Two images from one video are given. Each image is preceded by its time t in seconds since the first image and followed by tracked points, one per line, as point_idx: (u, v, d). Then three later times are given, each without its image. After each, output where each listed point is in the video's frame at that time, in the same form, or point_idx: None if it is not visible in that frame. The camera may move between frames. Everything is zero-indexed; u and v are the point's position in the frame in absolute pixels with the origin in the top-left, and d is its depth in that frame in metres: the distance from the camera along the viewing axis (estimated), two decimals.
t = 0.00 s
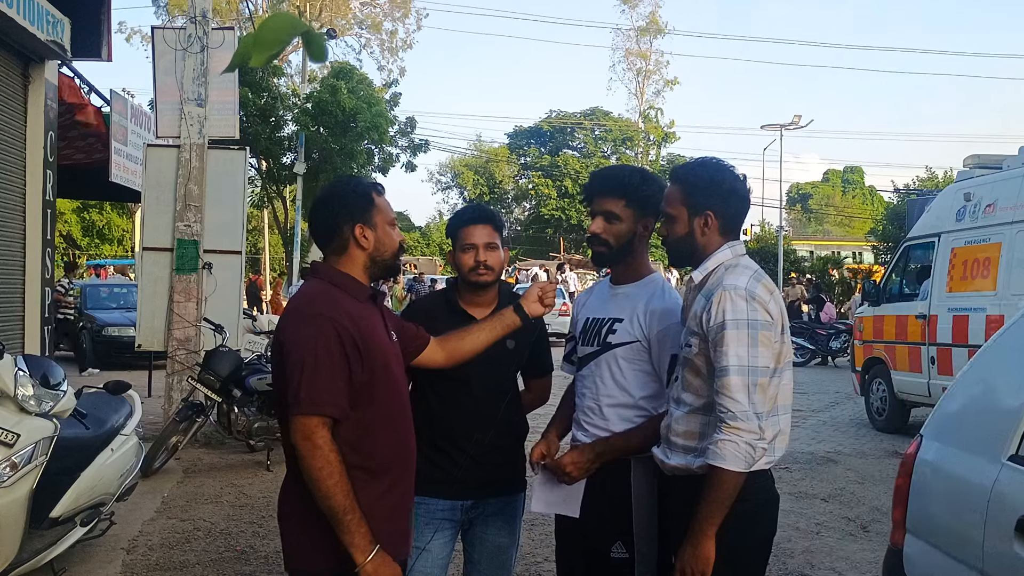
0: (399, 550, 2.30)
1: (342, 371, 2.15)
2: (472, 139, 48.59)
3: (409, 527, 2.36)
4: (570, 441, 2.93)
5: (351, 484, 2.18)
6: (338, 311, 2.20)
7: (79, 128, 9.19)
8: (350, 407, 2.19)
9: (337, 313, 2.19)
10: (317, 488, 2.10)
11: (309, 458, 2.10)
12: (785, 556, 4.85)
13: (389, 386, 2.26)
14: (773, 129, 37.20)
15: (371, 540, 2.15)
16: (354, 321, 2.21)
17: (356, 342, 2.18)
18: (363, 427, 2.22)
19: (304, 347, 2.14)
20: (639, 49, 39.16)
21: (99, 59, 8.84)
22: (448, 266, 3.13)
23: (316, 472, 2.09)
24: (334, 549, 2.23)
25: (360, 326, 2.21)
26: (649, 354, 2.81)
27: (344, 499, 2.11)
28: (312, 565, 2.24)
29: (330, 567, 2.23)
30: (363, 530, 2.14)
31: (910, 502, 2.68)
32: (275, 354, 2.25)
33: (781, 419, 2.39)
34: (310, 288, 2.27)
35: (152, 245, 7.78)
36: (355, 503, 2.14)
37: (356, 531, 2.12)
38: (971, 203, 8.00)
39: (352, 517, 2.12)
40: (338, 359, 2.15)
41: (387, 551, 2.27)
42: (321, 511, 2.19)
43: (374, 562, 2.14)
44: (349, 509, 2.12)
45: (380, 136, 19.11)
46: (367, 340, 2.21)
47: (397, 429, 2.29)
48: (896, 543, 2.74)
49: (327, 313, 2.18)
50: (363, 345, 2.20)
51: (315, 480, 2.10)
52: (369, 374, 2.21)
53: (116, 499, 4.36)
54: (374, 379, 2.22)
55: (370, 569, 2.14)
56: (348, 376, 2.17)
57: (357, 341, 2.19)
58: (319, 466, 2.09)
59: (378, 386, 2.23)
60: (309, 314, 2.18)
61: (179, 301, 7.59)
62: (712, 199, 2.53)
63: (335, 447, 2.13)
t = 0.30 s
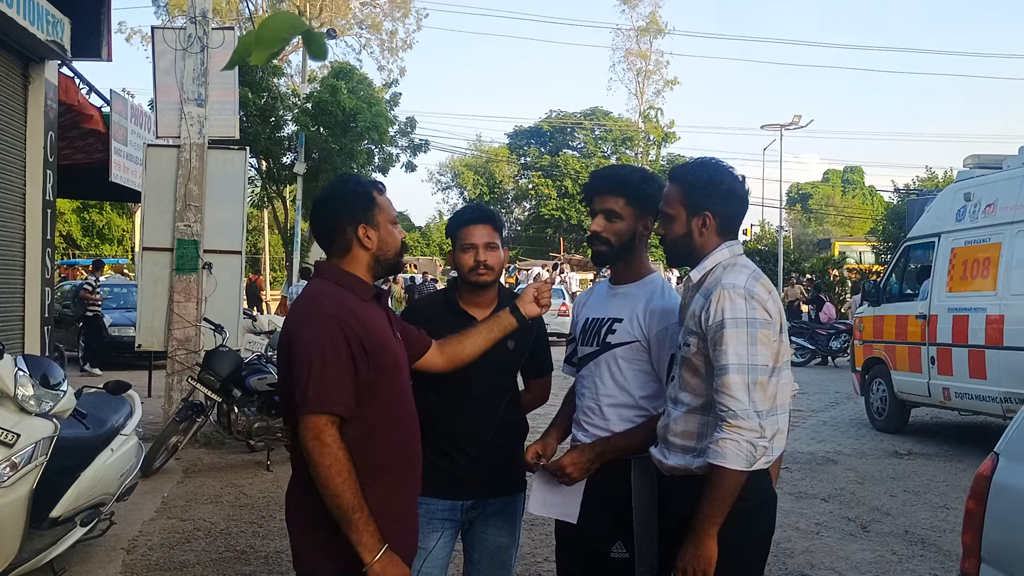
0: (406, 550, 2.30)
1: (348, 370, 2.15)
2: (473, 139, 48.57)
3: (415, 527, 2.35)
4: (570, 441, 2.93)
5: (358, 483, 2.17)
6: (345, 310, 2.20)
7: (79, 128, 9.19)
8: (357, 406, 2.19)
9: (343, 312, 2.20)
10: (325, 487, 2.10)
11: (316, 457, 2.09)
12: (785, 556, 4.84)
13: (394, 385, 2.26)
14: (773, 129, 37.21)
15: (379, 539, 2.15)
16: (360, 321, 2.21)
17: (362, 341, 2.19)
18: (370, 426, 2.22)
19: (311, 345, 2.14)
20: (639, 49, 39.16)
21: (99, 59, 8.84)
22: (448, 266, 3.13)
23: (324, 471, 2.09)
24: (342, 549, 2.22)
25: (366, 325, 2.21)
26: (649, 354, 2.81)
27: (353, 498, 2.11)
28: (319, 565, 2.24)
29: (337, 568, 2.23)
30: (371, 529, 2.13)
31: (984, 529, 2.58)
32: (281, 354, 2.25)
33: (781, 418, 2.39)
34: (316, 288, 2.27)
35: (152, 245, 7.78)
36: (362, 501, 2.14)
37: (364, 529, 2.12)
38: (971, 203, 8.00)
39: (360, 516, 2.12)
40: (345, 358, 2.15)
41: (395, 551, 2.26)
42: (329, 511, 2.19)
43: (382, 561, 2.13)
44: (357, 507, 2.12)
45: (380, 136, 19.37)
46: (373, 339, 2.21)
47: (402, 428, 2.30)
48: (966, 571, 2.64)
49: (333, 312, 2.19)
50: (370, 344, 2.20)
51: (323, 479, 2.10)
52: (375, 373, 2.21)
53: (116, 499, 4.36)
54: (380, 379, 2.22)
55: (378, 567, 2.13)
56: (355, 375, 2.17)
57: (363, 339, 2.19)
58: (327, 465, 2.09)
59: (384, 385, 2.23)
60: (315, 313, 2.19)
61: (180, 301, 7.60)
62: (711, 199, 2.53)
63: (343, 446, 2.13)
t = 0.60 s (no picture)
0: (409, 547, 2.29)
1: (353, 369, 2.15)
2: (473, 139, 48.56)
3: (420, 525, 2.35)
4: (569, 441, 2.92)
5: (361, 480, 2.18)
6: (350, 310, 2.20)
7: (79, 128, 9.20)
8: (361, 405, 2.19)
9: (348, 312, 2.19)
10: (327, 484, 2.10)
11: (319, 455, 2.10)
12: (785, 556, 4.84)
13: (398, 385, 2.25)
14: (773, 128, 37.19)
15: (380, 536, 2.15)
16: (365, 320, 2.20)
17: (366, 341, 2.18)
18: (374, 424, 2.22)
19: (315, 344, 2.14)
20: (639, 49, 39.16)
21: (99, 59, 8.84)
22: (448, 266, 3.13)
23: (327, 468, 2.09)
24: (345, 545, 2.23)
25: (371, 325, 2.21)
26: (647, 354, 2.81)
27: (354, 495, 2.11)
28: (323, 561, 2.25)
29: (341, 564, 2.23)
30: (372, 526, 2.13)
31: None
32: (288, 352, 2.26)
33: (776, 419, 2.39)
34: (322, 288, 2.27)
35: (152, 245, 7.79)
36: (364, 499, 2.13)
37: (365, 525, 2.12)
38: (971, 203, 8.00)
39: (362, 513, 2.12)
40: (350, 357, 2.15)
41: (398, 548, 2.26)
42: (332, 507, 2.19)
43: (382, 558, 2.13)
44: (359, 505, 2.12)
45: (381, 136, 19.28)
46: (377, 339, 2.21)
47: (407, 427, 2.29)
48: None
49: (338, 312, 2.18)
50: (374, 344, 2.20)
51: (325, 477, 2.10)
52: (379, 372, 2.21)
53: (116, 499, 4.36)
54: (385, 378, 2.22)
55: (378, 564, 2.13)
56: (359, 374, 2.17)
57: (368, 339, 2.19)
58: (330, 462, 2.09)
59: (388, 383, 2.23)
60: (321, 313, 2.18)
61: (179, 301, 7.60)
62: (707, 199, 2.53)
63: (346, 443, 2.13)
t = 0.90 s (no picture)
0: (406, 547, 2.28)
1: (351, 369, 2.15)
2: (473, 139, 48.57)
3: (419, 525, 2.34)
4: (567, 440, 2.93)
5: (359, 479, 2.17)
6: (350, 310, 2.20)
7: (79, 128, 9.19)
8: (360, 404, 2.19)
9: (348, 312, 2.20)
10: (324, 483, 2.10)
11: (317, 454, 2.10)
12: (785, 556, 4.84)
13: (398, 384, 2.25)
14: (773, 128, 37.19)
15: (376, 535, 2.14)
16: (364, 321, 2.20)
17: (365, 341, 2.18)
18: (372, 424, 2.22)
19: (315, 344, 2.14)
20: (639, 49, 39.15)
21: (99, 59, 8.84)
22: (447, 267, 3.13)
23: (324, 467, 2.09)
24: (343, 544, 2.22)
25: (371, 325, 2.21)
26: (646, 353, 2.81)
27: (351, 494, 2.10)
28: (322, 560, 2.25)
29: (339, 564, 2.23)
30: (368, 524, 2.13)
31: None
32: (289, 352, 2.26)
33: (775, 420, 2.39)
34: (323, 289, 2.27)
35: (152, 245, 7.79)
36: (360, 497, 2.13)
37: (361, 524, 2.11)
38: (971, 203, 8.00)
39: (358, 511, 2.12)
40: (348, 357, 2.15)
41: (395, 548, 2.25)
42: (330, 506, 2.19)
43: (378, 556, 2.12)
44: (355, 503, 2.11)
45: (380, 136, 19.42)
46: (376, 339, 2.21)
47: (406, 427, 2.29)
48: None
49: (338, 312, 2.18)
50: (373, 344, 2.20)
51: (322, 476, 2.10)
52: (379, 372, 2.21)
53: (116, 499, 4.36)
54: (384, 378, 2.22)
55: (374, 563, 2.12)
56: (358, 374, 2.17)
57: (367, 339, 2.19)
58: (327, 461, 2.09)
59: (388, 384, 2.23)
60: (321, 313, 2.18)
61: (179, 301, 7.60)
62: (701, 201, 2.53)
63: (344, 443, 2.13)
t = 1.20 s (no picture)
0: (402, 547, 2.28)
1: (347, 370, 2.15)
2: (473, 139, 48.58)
3: (416, 525, 2.34)
4: (567, 441, 2.93)
5: (354, 480, 2.17)
6: (346, 311, 2.20)
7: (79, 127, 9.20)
8: (355, 405, 2.19)
9: (344, 313, 2.20)
10: (319, 483, 2.10)
11: (312, 454, 2.10)
12: (785, 556, 4.84)
13: (395, 385, 2.25)
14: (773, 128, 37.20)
15: (370, 535, 2.14)
16: (360, 322, 2.20)
17: (361, 342, 2.18)
18: (367, 424, 2.22)
19: (310, 345, 2.14)
20: (639, 49, 39.16)
21: (99, 59, 8.84)
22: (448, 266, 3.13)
23: (319, 468, 2.09)
24: (339, 544, 2.22)
25: (366, 327, 2.21)
26: (646, 353, 2.81)
27: (345, 494, 2.10)
28: (317, 560, 2.26)
29: (335, 564, 2.23)
30: (362, 524, 2.13)
31: None
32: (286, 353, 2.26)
33: (776, 420, 2.39)
34: (321, 289, 2.27)
35: (152, 245, 7.79)
36: (355, 497, 2.13)
37: (355, 524, 2.11)
38: (971, 203, 8.00)
39: (352, 511, 2.11)
40: (344, 358, 2.15)
41: (390, 548, 2.25)
42: (324, 506, 2.19)
43: (372, 556, 2.12)
44: (350, 503, 2.11)
45: (380, 136, 19.36)
46: (372, 340, 2.21)
47: (403, 427, 2.29)
48: None
49: (334, 313, 2.18)
50: (369, 345, 2.20)
51: (317, 476, 2.10)
52: (375, 373, 2.21)
53: (116, 499, 4.36)
54: (380, 379, 2.22)
55: (368, 562, 2.12)
56: (353, 375, 2.17)
57: (362, 340, 2.19)
58: (321, 462, 2.09)
59: (384, 384, 2.23)
60: (318, 314, 2.18)
61: (179, 301, 7.60)
62: (699, 201, 2.53)
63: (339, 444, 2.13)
